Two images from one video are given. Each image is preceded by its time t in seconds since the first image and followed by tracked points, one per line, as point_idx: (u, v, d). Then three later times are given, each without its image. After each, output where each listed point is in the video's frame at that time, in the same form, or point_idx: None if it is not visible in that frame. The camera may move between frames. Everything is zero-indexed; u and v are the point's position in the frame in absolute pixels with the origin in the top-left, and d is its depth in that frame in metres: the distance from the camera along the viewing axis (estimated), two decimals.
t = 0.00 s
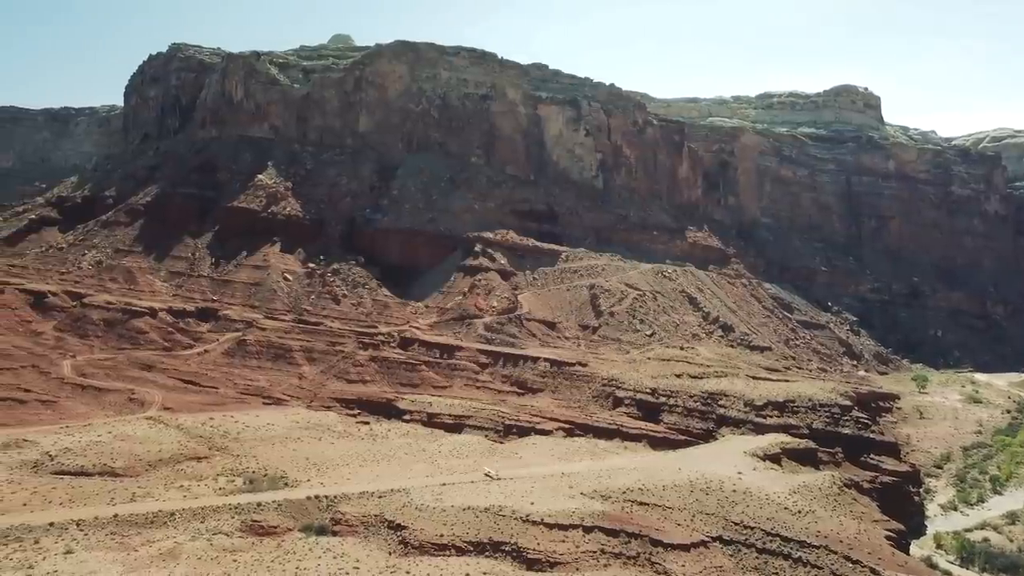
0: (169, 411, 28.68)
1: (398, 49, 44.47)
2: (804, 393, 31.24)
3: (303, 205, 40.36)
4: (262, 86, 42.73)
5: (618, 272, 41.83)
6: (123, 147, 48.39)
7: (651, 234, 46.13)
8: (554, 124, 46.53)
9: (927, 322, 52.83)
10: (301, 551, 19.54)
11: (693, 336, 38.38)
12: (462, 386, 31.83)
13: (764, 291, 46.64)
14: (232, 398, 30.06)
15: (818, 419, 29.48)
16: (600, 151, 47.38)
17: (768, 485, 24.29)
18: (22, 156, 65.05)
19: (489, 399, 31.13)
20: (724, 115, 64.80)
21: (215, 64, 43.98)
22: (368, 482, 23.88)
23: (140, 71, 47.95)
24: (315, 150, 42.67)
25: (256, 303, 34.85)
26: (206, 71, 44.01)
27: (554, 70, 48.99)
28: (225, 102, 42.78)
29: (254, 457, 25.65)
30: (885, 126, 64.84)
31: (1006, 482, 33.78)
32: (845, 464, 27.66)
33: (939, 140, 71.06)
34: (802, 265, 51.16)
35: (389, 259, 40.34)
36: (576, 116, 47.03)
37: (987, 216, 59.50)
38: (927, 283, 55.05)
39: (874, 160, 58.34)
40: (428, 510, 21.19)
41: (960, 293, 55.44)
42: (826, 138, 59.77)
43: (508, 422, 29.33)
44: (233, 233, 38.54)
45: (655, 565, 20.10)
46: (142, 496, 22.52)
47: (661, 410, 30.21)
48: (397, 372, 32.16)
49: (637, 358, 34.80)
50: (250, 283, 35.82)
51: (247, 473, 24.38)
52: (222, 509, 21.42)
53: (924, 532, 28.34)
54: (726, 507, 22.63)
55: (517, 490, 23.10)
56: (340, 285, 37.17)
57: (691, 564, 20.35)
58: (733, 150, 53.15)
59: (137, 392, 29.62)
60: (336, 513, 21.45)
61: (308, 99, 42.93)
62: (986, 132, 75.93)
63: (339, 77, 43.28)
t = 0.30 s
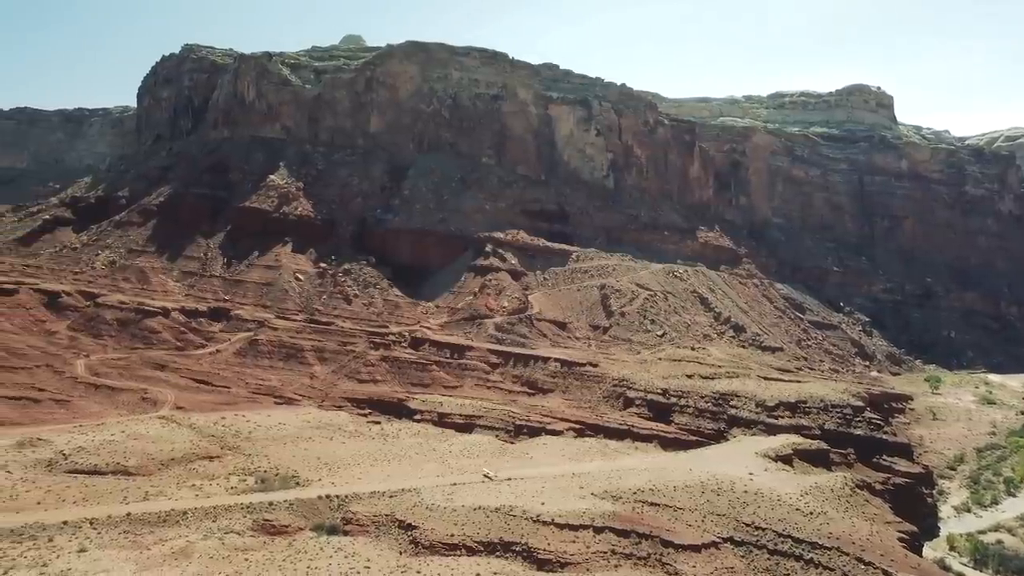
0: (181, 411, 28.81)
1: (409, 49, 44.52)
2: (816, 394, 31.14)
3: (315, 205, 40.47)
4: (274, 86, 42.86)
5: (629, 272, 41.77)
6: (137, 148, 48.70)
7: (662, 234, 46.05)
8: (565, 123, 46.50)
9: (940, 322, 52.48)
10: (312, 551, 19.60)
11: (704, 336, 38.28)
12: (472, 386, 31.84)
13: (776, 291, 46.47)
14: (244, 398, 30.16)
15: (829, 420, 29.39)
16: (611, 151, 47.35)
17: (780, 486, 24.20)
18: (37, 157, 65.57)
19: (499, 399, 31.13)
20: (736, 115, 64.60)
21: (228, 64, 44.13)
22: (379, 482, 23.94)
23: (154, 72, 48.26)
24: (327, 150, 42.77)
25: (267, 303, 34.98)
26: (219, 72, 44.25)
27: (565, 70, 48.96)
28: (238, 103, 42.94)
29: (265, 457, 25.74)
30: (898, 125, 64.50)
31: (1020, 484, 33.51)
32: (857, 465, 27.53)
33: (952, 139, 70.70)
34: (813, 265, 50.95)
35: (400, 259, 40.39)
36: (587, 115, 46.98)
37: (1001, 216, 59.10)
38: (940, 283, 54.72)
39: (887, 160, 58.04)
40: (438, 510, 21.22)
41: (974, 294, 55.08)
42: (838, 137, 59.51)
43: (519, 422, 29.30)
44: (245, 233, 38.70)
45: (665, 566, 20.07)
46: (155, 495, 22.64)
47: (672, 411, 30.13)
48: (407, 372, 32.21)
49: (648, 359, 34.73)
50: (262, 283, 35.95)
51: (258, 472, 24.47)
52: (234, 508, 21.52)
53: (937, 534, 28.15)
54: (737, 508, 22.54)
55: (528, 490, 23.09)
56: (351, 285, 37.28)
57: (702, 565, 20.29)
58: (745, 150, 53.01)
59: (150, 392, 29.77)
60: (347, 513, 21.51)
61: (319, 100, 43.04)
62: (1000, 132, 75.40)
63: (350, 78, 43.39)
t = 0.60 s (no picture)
0: (194, 410, 28.93)
1: (420, 50, 44.54)
2: (827, 395, 31.03)
3: (326, 205, 40.59)
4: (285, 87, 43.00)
5: (640, 272, 41.71)
6: (149, 149, 48.96)
7: (673, 234, 45.96)
8: (576, 123, 46.47)
9: (954, 323, 52.14)
10: (323, 550, 19.65)
11: (715, 337, 38.19)
12: (483, 386, 31.86)
13: (787, 292, 46.31)
14: (255, 397, 30.26)
15: (842, 421, 29.26)
16: (622, 151, 47.30)
17: (791, 487, 24.10)
18: (50, 159, 66.09)
19: (510, 399, 31.14)
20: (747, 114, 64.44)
21: (240, 65, 44.31)
22: (390, 482, 23.98)
23: (167, 73, 48.56)
24: (338, 151, 42.87)
25: (279, 303, 35.10)
26: (232, 72, 44.46)
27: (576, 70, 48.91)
28: (250, 103, 43.11)
29: (277, 456, 25.83)
30: (911, 124, 64.14)
31: None
32: (869, 467, 27.39)
33: (965, 138, 70.24)
34: (825, 265, 50.74)
35: (411, 259, 40.49)
36: (598, 115, 46.94)
37: (1015, 216, 58.63)
38: (953, 284, 54.40)
39: (899, 160, 57.75)
40: (449, 510, 21.24)
41: (987, 294, 54.70)
42: (851, 137, 59.24)
43: (530, 422, 29.28)
44: (257, 233, 38.85)
45: (676, 567, 20.04)
46: (167, 494, 22.75)
47: (683, 411, 30.06)
48: (418, 372, 32.25)
49: (659, 359, 34.66)
50: (274, 283, 36.07)
51: (270, 472, 24.55)
52: (245, 508, 21.61)
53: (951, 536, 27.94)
54: (749, 509, 22.45)
55: (538, 490, 23.07)
56: (362, 285, 37.37)
57: (714, 566, 20.25)
58: (756, 150, 52.87)
59: (162, 391, 29.92)
60: (359, 512, 21.55)
61: (331, 100, 43.16)
62: (1015, 131, 74.80)
63: (362, 78, 43.48)
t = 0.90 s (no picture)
0: (206, 410, 29.05)
1: (431, 50, 44.56)
2: (840, 396, 30.91)
3: (337, 205, 40.70)
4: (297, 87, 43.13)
5: (651, 272, 41.64)
6: (162, 150, 49.29)
7: (684, 234, 45.86)
8: (587, 123, 46.43)
9: (967, 323, 51.77)
10: (334, 549, 19.70)
11: (726, 337, 38.08)
12: (494, 386, 31.86)
13: (799, 292, 46.11)
14: (267, 397, 30.37)
15: (854, 422, 29.12)
16: (633, 151, 47.22)
17: (803, 488, 24.00)
18: (64, 159, 66.56)
19: (521, 399, 31.14)
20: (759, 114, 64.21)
21: (252, 66, 44.51)
22: (400, 482, 24.02)
23: (180, 74, 48.85)
24: (350, 151, 42.95)
25: (291, 303, 35.22)
26: (244, 73, 44.69)
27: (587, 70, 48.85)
28: (262, 104, 43.26)
29: (288, 456, 25.91)
30: (924, 124, 63.75)
31: None
32: (882, 468, 27.27)
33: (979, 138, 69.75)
34: (837, 265, 50.52)
35: (423, 260, 40.62)
36: (609, 115, 46.87)
37: None
38: (967, 284, 54.03)
39: (912, 159, 57.41)
40: (460, 510, 21.25)
41: (1002, 294, 54.27)
42: (864, 137, 58.92)
43: (540, 423, 29.26)
44: (269, 234, 39.01)
45: (687, 568, 20.00)
46: (179, 493, 22.86)
47: (694, 412, 29.99)
48: (429, 372, 32.29)
49: (670, 360, 34.58)
50: (286, 283, 36.20)
51: (281, 472, 24.62)
52: (257, 507, 21.70)
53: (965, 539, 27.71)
54: (760, 510, 22.36)
55: (549, 490, 23.05)
56: (373, 285, 37.45)
57: (725, 567, 20.20)
58: (767, 150, 52.69)
59: (175, 390, 30.07)
60: (370, 512, 21.57)
61: (342, 101, 43.29)
62: None
63: (373, 79, 43.58)
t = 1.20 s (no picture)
0: (218, 409, 29.17)
1: (442, 50, 44.59)
2: (852, 396, 30.79)
3: (349, 206, 40.81)
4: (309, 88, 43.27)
5: (662, 273, 41.57)
6: (175, 150, 49.53)
7: (695, 234, 45.76)
8: (598, 123, 46.37)
9: (981, 324, 51.40)
10: (345, 549, 19.72)
11: (738, 337, 37.98)
12: (504, 386, 31.87)
13: (811, 292, 45.92)
14: (279, 396, 30.47)
15: (866, 423, 29.00)
16: (644, 150, 47.14)
17: (815, 489, 23.90)
18: (79, 159, 66.76)
19: (531, 399, 31.13)
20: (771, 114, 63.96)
21: (264, 67, 44.72)
22: (411, 481, 24.05)
23: (192, 74, 49.09)
24: (361, 151, 43.05)
25: (302, 303, 35.34)
26: (256, 74, 44.90)
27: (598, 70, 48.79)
28: (274, 104, 43.41)
29: (299, 455, 25.98)
30: (937, 124, 63.37)
31: None
32: (894, 469, 27.12)
33: (993, 137, 69.26)
34: (849, 265, 50.32)
35: (434, 260, 40.70)
36: (620, 115, 46.80)
37: None
38: (980, 284, 53.65)
39: (925, 159, 57.05)
40: (470, 510, 21.26)
41: (1015, 295, 53.87)
42: (876, 136, 58.62)
43: (551, 423, 29.24)
44: (281, 233, 39.14)
45: (698, 569, 19.96)
46: (192, 492, 22.98)
47: (705, 413, 29.92)
48: (440, 372, 32.32)
49: (681, 360, 34.51)
50: (297, 283, 36.33)
51: (293, 471, 24.69)
52: (269, 506, 21.78)
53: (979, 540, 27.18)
54: (772, 511, 22.27)
55: (560, 491, 23.02)
56: (384, 285, 37.53)
57: (736, 568, 20.15)
58: (779, 150, 52.49)
59: (187, 390, 30.21)
60: (380, 512, 21.59)
61: (354, 101, 43.42)
62: None
63: (384, 80, 43.68)
